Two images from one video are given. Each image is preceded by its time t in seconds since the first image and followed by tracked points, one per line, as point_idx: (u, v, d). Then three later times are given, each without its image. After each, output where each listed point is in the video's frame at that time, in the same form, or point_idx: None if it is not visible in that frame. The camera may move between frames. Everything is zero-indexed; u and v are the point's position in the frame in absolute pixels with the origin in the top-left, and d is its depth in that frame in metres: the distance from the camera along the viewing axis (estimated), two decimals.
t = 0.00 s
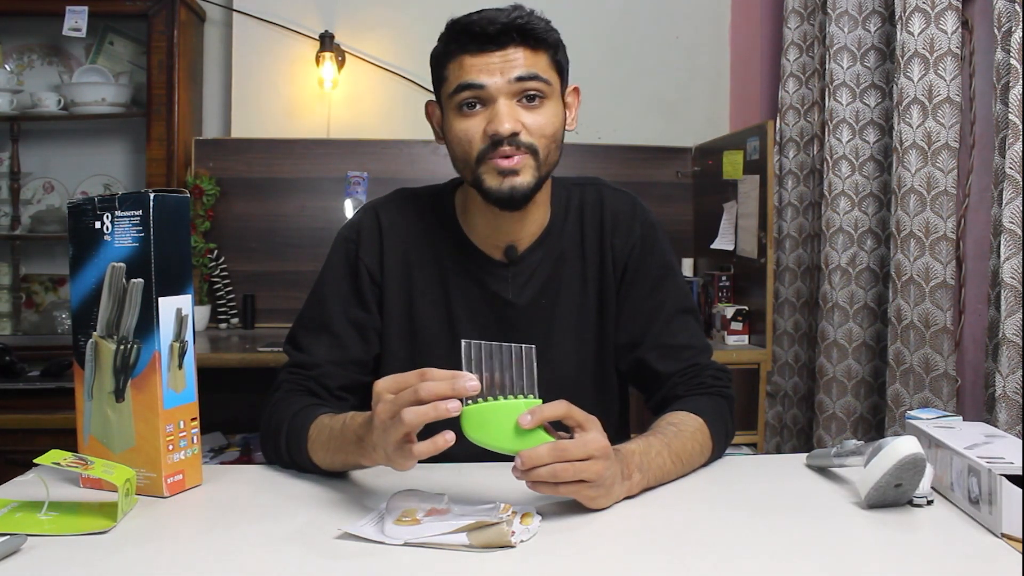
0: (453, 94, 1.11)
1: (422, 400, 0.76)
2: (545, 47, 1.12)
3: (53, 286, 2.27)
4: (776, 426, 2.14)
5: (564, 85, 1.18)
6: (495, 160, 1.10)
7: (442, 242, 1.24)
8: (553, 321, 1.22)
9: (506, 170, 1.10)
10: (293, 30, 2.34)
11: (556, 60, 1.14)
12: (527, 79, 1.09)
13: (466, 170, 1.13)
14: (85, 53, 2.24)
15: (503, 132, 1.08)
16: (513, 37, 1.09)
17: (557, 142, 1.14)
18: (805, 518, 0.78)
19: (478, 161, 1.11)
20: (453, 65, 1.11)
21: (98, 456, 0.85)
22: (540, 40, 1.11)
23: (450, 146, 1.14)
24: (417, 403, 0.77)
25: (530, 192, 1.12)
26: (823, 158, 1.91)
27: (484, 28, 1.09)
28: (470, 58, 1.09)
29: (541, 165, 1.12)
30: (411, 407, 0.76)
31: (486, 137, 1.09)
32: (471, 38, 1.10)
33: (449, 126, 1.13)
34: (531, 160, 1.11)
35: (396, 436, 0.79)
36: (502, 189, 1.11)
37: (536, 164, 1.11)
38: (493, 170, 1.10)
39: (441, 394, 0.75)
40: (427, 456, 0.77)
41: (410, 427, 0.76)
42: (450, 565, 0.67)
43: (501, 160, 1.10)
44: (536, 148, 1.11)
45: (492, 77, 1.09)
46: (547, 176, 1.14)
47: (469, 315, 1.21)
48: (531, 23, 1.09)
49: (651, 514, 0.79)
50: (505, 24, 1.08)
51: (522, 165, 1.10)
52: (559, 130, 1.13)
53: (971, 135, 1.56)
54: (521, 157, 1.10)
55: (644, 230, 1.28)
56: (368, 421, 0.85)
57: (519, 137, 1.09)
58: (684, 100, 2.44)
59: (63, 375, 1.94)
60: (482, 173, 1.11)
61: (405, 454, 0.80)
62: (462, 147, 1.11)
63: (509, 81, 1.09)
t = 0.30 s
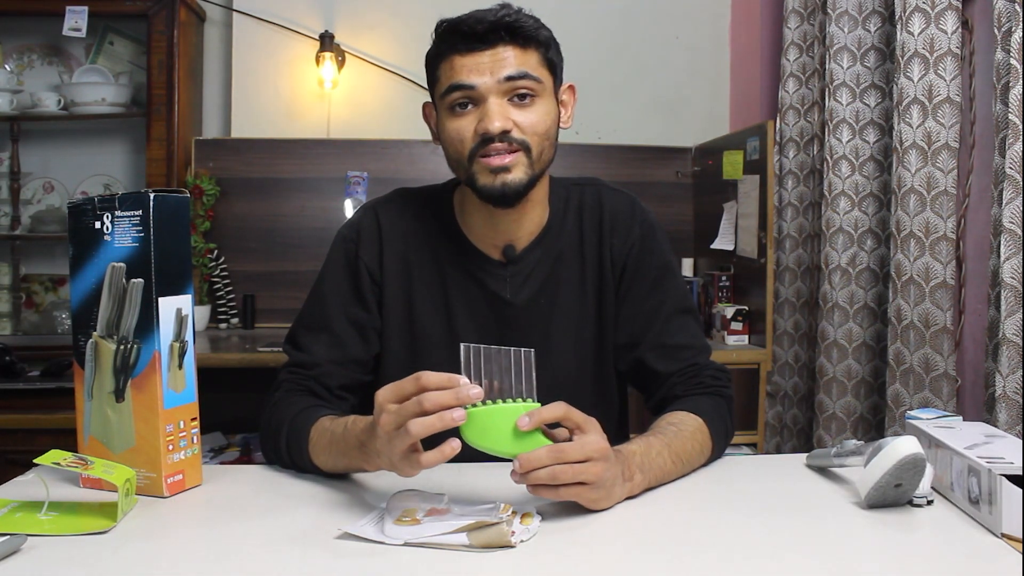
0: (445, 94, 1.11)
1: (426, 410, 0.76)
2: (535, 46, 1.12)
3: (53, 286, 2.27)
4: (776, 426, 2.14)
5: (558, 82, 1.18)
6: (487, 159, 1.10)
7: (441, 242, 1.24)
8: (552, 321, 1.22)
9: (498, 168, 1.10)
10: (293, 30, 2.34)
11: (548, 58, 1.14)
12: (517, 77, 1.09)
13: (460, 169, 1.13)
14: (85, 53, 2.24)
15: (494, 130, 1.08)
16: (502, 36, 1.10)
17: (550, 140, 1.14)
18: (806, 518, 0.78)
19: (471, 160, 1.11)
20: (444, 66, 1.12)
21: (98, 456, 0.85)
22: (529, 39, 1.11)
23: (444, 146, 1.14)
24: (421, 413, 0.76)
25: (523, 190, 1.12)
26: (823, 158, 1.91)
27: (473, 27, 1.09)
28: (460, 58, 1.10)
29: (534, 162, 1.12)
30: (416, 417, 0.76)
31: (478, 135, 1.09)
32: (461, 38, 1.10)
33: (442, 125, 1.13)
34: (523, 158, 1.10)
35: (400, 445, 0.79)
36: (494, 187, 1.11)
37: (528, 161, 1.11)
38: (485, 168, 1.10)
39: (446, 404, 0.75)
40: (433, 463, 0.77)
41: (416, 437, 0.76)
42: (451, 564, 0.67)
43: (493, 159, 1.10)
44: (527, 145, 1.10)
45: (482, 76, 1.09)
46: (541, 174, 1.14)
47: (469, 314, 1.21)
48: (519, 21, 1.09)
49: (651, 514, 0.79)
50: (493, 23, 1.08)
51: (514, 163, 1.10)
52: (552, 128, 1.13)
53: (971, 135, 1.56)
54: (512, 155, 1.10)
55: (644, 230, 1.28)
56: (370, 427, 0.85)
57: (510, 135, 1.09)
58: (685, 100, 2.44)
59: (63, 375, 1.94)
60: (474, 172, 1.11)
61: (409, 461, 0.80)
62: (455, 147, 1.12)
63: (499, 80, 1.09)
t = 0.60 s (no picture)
0: (438, 90, 1.12)
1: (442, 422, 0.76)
2: (526, 41, 1.12)
3: (53, 286, 2.27)
4: (776, 426, 2.14)
5: (552, 77, 1.18)
6: (480, 153, 1.10)
7: (441, 239, 1.24)
8: (552, 319, 1.22)
9: (491, 162, 1.10)
10: (294, 31, 2.34)
11: (540, 52, 1.14)
12: (508, 72, 1.09)
13: (455, 164, 1.13)
14: (85, 53, 2.24)
15: (485, 124, 1.08)
16: (492, 32, 1.10)
17: (544, 133, 1.14)
18: (806, 518, 0.77)
19: (464, 155, 1.11)
20: (438, 62, 1.12)
21: (98, 456, 0.85)
22: (520, 34, 1.11)
23: (439, 141, 1.14)
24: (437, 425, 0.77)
25: (517, 183, 1.12)
26: (823, 159, 1.91)
27: (463, 23, 1.09)
28: (451, 54, 1.10)
29: (527, 156, 1.12)
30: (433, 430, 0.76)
31: (470, 130, 1.09)
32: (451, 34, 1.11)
33: (437, 121, 1.13)
34: (516, 151, 1.11)
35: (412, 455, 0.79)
36: (487, 181, 1.11)
37: (522, 154, 1.11)
38: (478, 162, 1.10)
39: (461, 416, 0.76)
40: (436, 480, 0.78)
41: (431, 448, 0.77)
42: (452, 564, 0.67)
43: (485, 153, 1.10)
44: (521, 139, 1.11)
45: (474, 72, 1.09)
46: (535, 168, 1.14)
47: (469, 311, 1.21)
48: (508, 17, 1.10)
49: (651, 514, 0.79)
50: (483, 19, 1.09)
51: (507, 157, 1.10)
52: (545, 122, 1.13)
53: (971, 135, 1.56)
54: (506, 149, 1.10)
55: (644, 229, 1.28)
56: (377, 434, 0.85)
57: (503, 129, 1.09)
58: (685, 100, 2.44)
59: (63, 375, 1.94)
60: (468, 166, 1.11)
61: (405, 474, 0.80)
62: (449, 142, 1.12)
63: (490, 74, 1.09)
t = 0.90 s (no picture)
0: (429, 96, 1.12)
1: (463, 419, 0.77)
2: (514, 41, 1.11)
3: (53, 286, 2.27)
4: (776, 426, 2.14)
5: (543, 75, 1.17)
6: (473, 157, 1.10)
7: (441, 240, 1.24)
8: (552, 319, 1.22)
9: (484, 166, 1.11)
10: (294, 31, 2.34)
11: (529, 51, 1.13)
12: (497, 75, 1.08)
13: (449, 168, 1.14)
14: (85, 53, 2.24)
15: (476, 129, 1.08)
16: (478, 36, 1.09)
17: (537, 133, 1.14)
18: (807, 518, 0.77)
19: (458, 160, 1.12)
20: (427, 68, 1.12)
21: (99, 456, 0.85)
22: (507, 34, 1.10)
23: (433, 145, 1.15)
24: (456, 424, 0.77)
25: (510, 185, 1.13)
26: (823, 159, 1.91)
27: (449, 29, 1.08)
28: (439, 59, 1.10)
29: (520, 158, 1.12)
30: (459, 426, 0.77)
31: (462, 135, 1.10)
32: (438, 39, 1.10)
33: (430, 126, 1.14)
34: (508, 154, 1.11)
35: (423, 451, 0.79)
36: (481, 184, 1.12)
37: (514, 157, 1.12)
38: (472, 166, 1.11)
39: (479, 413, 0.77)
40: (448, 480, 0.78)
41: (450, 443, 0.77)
42: (452, 565, 0.67)
43: (478, 157, 1.10)
44: (512, 142, 1.11)
45: (463, 76, 1.09)
46: (529, 168, 1.14)
47: (469, 311, 1.21)
48: (494, 19, 1.09)
49: (652, 514, 0.79)
50: (468, 23, 1.08)
51: (500, 160, 1.11)
52: (537, 122, 1.13)
53: (971, 135, 1.56)
54: (498, 152, 1.11)
55: (644, 229, 1.28)
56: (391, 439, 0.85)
57: (494, 132, 1.09)
58: (684, 100, 2.44)
59: (63, 375, 1.94)
60: (462, 171, 1.12)
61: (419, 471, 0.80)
62: (442, 146, 1.12)
63: (478, 79, 1.08)
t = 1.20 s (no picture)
0: (430, 97, 1.12)
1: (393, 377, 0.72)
2: (517, 44, 1.11)
3: (53, 286, 2.27)
4: (776, 426, 2.14)
5: (544, 79, 1.17)
6: (474, 160, 1.11)
7: (439, 242, 1.24)
8: (551, 319, 1.22)
9: (485, 169, 1.11)
10: (294, 31, 2.34)
11: (531, 55, 1.13)
12: (499, 78, 1.09)
13: (450, 170, 1.14)
14: (85, 53, 2.24)
15: (478, 132, 1.08)
16: (481, 38, 1.09)
17: (537, 137, 1.14)
18: (807, 518, 0.77)
19: (458, 162, 1.12)
20: (429, 70, 1.12)
21: (98, 456, 0.85)
22: (510, 37, 1.10)
23: (433, 147, 1.15)
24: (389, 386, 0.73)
25: (511, 189, 1.13)
26: (823, 159, 1.91)
27: (451, 31, 1.08)
28: (441, 61, 1.10)
29: (520, 161, 1.12)
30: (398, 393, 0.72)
31: (463, 138, 1.10)
32: (440, 41, 1.10)
33: (431, 128, 1.14)
34: (509, 158, 1.11)
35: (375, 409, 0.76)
36: (481, 187, 1.12)
37: (514, 160, 1.12)
38: (472, 169, 1.11)
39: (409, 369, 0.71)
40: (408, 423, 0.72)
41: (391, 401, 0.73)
42: (452, 565, 0.67)
43: (479, 160, 1.11)
44: (513, 146, 1.11)
45: (464, 79, 1.09)
46: (529, 172, 1.14)
47: (468, 312, 1.21)
48: (497, 22, 1.09)
49: (652, 515, 0.79)
50: (471, 25, 1.08)
51: (500, 163, 1.11)
52: (538, 126, 1.13)
53: (971, 135, 1.56)
54: (499, 155, 1.11)
55: (643, 229, 1.28)
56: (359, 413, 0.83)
57: (495, 136, 1.10)
58: (684, 100, 2.44)
59: (63, 375, 1.94)
60: (463, 173, 1.12)
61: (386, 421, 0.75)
62: (443, 148, 1.13)
63: (481, 83, 1.09)
